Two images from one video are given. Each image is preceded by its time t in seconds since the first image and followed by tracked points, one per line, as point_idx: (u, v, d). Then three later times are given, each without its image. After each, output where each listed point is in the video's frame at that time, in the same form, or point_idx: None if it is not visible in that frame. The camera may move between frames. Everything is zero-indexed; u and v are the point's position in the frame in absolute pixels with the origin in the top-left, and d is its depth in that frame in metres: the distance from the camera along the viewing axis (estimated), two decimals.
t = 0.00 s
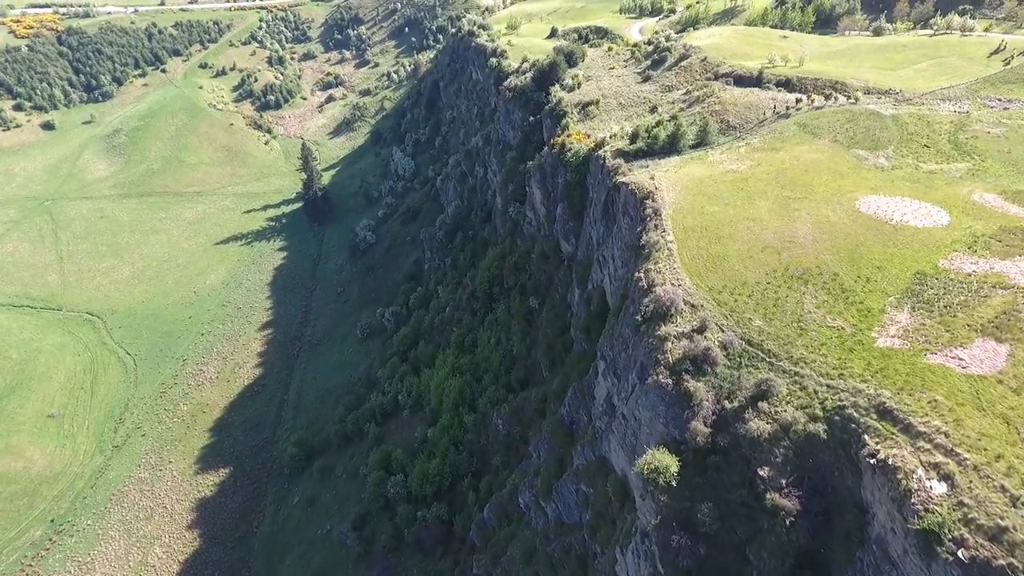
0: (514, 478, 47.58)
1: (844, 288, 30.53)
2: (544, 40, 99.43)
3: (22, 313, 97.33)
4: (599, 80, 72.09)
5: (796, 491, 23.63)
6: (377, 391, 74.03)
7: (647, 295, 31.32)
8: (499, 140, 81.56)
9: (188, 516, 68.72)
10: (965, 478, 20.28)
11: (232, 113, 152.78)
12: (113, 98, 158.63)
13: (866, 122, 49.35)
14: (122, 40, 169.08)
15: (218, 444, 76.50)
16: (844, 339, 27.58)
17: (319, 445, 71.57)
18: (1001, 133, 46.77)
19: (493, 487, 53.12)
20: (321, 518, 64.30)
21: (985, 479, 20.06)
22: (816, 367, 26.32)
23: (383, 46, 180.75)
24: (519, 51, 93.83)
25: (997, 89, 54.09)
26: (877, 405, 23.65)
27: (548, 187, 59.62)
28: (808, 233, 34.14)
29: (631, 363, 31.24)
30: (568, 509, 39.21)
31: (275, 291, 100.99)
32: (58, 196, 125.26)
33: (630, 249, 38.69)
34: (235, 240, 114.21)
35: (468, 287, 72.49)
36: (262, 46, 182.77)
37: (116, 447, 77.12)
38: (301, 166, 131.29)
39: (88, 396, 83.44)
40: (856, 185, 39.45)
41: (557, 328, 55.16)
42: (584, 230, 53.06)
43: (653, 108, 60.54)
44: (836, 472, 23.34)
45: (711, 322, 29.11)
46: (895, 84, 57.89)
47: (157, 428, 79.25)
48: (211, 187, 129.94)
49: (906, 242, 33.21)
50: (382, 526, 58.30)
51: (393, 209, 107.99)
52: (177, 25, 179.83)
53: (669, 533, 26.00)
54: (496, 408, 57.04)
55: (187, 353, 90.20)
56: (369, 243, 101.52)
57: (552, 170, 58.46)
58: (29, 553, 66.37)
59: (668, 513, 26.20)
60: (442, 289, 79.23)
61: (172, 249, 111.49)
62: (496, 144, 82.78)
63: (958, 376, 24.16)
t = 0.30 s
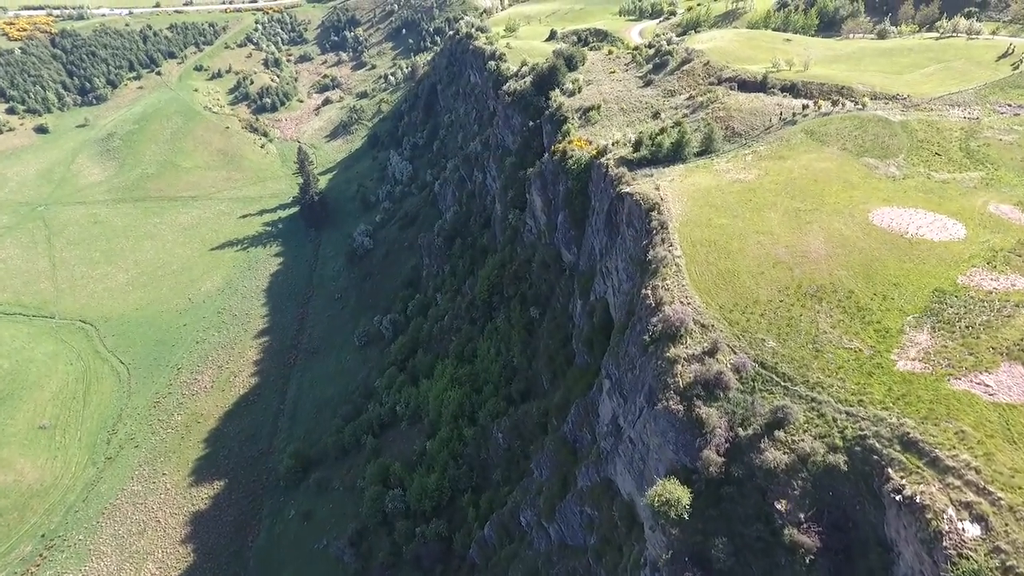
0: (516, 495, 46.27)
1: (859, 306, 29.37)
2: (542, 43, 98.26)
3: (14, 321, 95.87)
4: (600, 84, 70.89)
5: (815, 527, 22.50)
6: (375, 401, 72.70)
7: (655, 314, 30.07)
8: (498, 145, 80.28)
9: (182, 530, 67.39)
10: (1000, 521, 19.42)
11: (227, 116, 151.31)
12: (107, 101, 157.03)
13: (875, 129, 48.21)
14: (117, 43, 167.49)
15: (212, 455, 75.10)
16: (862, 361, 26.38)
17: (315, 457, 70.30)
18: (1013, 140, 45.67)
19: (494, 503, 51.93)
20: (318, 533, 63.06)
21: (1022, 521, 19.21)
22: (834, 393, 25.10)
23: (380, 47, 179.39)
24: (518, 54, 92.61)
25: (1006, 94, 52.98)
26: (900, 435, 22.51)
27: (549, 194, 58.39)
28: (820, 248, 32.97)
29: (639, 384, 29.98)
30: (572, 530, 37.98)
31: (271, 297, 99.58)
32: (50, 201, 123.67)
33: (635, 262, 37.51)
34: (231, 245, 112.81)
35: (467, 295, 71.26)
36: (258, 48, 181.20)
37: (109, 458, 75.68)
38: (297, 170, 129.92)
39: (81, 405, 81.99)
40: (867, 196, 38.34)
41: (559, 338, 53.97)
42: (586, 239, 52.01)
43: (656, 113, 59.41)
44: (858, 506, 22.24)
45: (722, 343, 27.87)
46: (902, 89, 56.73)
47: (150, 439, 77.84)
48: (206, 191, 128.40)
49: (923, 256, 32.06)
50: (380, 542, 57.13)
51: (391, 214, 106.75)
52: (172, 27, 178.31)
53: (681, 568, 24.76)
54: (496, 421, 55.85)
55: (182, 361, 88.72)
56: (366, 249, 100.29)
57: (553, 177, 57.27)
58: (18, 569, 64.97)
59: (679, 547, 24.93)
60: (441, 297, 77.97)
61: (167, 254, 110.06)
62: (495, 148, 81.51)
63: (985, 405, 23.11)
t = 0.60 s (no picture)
0: (518, 513, 45.08)
1: (877, 326, 28.21)
2: (543, 46, 97.01)
3: (7, 328, 94.51)
4: (602, 89, 69.68)
5: (839, 567, 21.40)
6: (373, 411, 71.47)
7: (665, 334, 28.82)
8: (498, 150, 79.03)
9: (177, 544, 66.01)
10: None
11: (224, 118, 149.90)
12: (102, 103, 155.65)
13: (885, 137, 47.02)
14: (112, 44, 166.00)
15: (208, 466, 73.75)
16: (884, 387, 25.22)
17: (313, 468, 69.06)
18: None
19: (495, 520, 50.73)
20: (315, 547, 61.83)
21: None
22: (855, 422, 23.93)
23: (378, 49, 178.22)
24: (518, 57, 91.34)
25: (1019, 100, 51.75)
26: (927, 470, 21.45)
27: (550, 202, 57.09)
28: (835, 264, 31.78)
29: (647, 408, 28.79)
30: (576, 553, 36.82)
31: (268, 304, 98.20)
32: (45, 205, 122.27)
33: (642, 277, 36.25)
34: (228, 250, 111.45)
35: (467, 303, 70.00)
36: (256, 50, 179.75)
37: (102, 469, 74.33)
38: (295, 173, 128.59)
39: (74, 415, 80.61)
40: (881, 207, 37.13)
41: (561, 351, 52.81)
42: (590, 249, 50.79)
43: (660, 119, 58.22)
44: (883, 545, 21.18)
45: (736, 367, 26.68)
46: (911, 95, 55.50)
47: (145, 449, 76.43)
48: (203, 195, 127.02)
49: (942, 273, 30.88)
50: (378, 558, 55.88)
51: (389, 219, 105.50)
52: (169, 29, 176.81)
53: None
54: (497, 434, 54.63)
55: (177, 369, 87.32)
56: (364, 254, 99.06)
57: (555, 185, 55.98)
58: None
59: None
60: (440, 305, 76.72)
61: (162, 260, 108.60)
62: (495, 153, 80.23)
63: (1015, 438, 22.02)
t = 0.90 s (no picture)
0: (521, 533, 43.84)
1: (899, 349, 26.97)
2: (545, 48, 95.79)
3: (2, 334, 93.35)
4: (606, 93, 68.44)
5: None
6: (373, 421, 70.26)
7: (676, 357, 27.57)
8: (499, 155, 77.80)
9: (172, 557, 64.83)
10: None
11: (223, 121, 148.70)
12: (100, 105, 154.49)
13: (898, 146, 45.76)
14: (111, 46, 164.84)
15: (205, 477, 72.52)
16: (908, 416, 24.01)
17: (311, 480, 67.83)
18: None
19: (497, 537, 49.54)
20: (313, 561, 60.64)
21: None
22: (880, 454, 22.73)
23: (379, 51, 177.19)
24: (519, 60, 90.10)
25: None
26: (959, 510, 20.37)
27: (553, 211, 55.89)
28: (852, 281, 30.55)
29: (658, 434, 27.58)
30: None
31: (266, 309, 96.97)
32: (42, 208, 121.09)
33: (651, 294, 35.04)
34: (226, 254, 110.17)
35: (468, 312, 68.83)
36: (255, 51, 178.57)
37: (97, 480, 73.16)
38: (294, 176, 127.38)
39: (69, 424, 79.41)
40: (897, 220, 35.91)
41: (564, 364, 51.67)
42: (594, 260, 49.58)
43: (665, 126, 57.01)
44: None
45: (752, 394, 25.46)
46: (923, 101, 54.19)
47: (140, 459, 75.22)
48: (201, 199, 125.78)
49: (965, 291, 29.65)
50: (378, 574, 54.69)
51: (389, 223, 104.28)
52: (167, 30, 175.61)
53: None
54: (499, 448, 53.41)
55: (174, 377, 86.10)
56: (364, 259, 97.81)
57: (558, 193, 54.75)
58: None
59: None
60: (441, 312, 75.49)
61: (160, 264, 107.38)
62: (497, 158, 79.00)
63: None
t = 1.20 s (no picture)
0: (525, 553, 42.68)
1: (923, 372, 25.70)
2: (546, 51, 94.55)
3: None
4: (609, 98, 67.19)
5: None
6: (372, 431, 69.01)
7: (690, 382, 26.33)
8: (501, 160, 76.54)
9: (168, 571, 63.60)
10: None
11: (222, 123, 147.39)
12: (98, 107, 153.16)
13: (912, 154, 44.44)
14: (109, 47, 163.49)
15: (202, 488, 71.26)
16: (936, 447, 22.82)
17: (310, 492, 66.63)
18: None
19: (500, 554, 48.42)
20: None
21: None
22: (909, 490, 21.61)
23: (378, 52, 176.22)
24: (521, 62, 88.81)
25: None
26: (997, 554, 19.42)
27: (557, 219, 54.63)
28: (872, 300, 29.28)
29: (670, 463, 26.39)
30: None
31: (264, 315, 95.75)
32: (38, 213, 119.86)
33: (661, 311, 33.82)
34: (224, 259, 108.88)
35: (469, 321, 67.64)
36: (254, 53, 177.30)
37: (92, 491, 71.91)
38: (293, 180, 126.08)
39: (63, 434, 78.18)
40: (915, 234, 34.64)
41: (568, 377, 50.55)
42: (599, 271, 48.37)
43: (671, 132, 55.78)
44: None
45: (771, 422, 24.27)
46: (936, 107, 52.76)
47: (136, 470, 73.95)
48: (199, 203, 124.49)
49: (990, 310, 28.37)
50: None
51: (389, 228, 103.02)
52: (166, 31, 174.35)
53: None
54: (502, 463, 52.25)
55: (171, 385, 84.83)
56: (364, 265, 96.59)
57: (562, 201, 53.48)
58: None
59: None
60: (441, 320, 74.28)
61: (157, 269, 106.11)
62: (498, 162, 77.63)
63: None
